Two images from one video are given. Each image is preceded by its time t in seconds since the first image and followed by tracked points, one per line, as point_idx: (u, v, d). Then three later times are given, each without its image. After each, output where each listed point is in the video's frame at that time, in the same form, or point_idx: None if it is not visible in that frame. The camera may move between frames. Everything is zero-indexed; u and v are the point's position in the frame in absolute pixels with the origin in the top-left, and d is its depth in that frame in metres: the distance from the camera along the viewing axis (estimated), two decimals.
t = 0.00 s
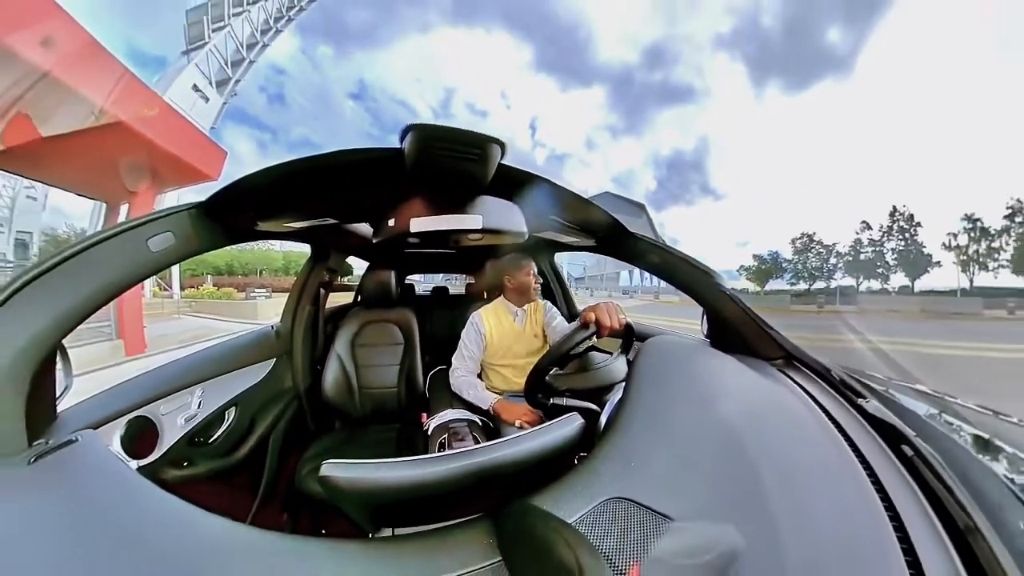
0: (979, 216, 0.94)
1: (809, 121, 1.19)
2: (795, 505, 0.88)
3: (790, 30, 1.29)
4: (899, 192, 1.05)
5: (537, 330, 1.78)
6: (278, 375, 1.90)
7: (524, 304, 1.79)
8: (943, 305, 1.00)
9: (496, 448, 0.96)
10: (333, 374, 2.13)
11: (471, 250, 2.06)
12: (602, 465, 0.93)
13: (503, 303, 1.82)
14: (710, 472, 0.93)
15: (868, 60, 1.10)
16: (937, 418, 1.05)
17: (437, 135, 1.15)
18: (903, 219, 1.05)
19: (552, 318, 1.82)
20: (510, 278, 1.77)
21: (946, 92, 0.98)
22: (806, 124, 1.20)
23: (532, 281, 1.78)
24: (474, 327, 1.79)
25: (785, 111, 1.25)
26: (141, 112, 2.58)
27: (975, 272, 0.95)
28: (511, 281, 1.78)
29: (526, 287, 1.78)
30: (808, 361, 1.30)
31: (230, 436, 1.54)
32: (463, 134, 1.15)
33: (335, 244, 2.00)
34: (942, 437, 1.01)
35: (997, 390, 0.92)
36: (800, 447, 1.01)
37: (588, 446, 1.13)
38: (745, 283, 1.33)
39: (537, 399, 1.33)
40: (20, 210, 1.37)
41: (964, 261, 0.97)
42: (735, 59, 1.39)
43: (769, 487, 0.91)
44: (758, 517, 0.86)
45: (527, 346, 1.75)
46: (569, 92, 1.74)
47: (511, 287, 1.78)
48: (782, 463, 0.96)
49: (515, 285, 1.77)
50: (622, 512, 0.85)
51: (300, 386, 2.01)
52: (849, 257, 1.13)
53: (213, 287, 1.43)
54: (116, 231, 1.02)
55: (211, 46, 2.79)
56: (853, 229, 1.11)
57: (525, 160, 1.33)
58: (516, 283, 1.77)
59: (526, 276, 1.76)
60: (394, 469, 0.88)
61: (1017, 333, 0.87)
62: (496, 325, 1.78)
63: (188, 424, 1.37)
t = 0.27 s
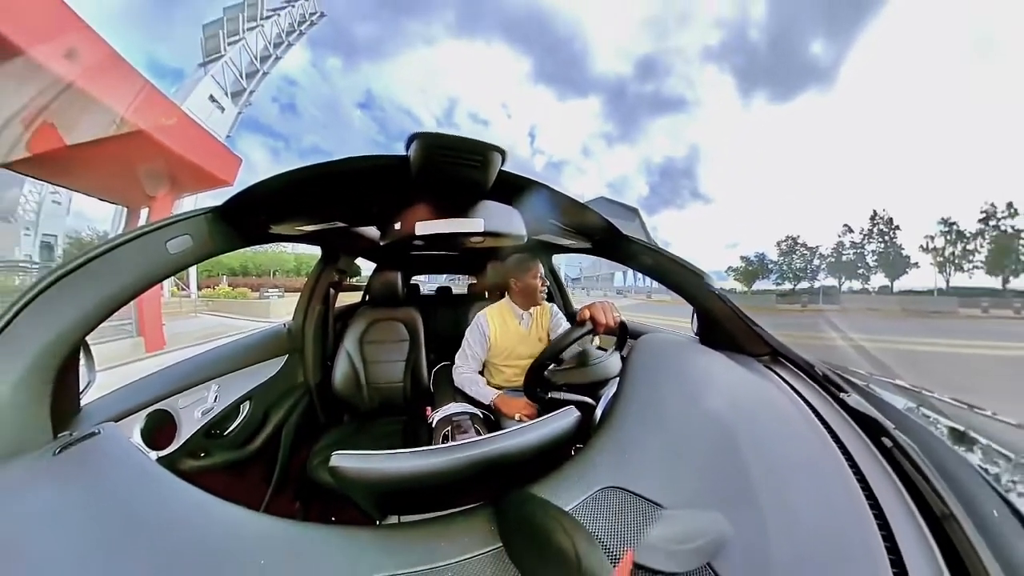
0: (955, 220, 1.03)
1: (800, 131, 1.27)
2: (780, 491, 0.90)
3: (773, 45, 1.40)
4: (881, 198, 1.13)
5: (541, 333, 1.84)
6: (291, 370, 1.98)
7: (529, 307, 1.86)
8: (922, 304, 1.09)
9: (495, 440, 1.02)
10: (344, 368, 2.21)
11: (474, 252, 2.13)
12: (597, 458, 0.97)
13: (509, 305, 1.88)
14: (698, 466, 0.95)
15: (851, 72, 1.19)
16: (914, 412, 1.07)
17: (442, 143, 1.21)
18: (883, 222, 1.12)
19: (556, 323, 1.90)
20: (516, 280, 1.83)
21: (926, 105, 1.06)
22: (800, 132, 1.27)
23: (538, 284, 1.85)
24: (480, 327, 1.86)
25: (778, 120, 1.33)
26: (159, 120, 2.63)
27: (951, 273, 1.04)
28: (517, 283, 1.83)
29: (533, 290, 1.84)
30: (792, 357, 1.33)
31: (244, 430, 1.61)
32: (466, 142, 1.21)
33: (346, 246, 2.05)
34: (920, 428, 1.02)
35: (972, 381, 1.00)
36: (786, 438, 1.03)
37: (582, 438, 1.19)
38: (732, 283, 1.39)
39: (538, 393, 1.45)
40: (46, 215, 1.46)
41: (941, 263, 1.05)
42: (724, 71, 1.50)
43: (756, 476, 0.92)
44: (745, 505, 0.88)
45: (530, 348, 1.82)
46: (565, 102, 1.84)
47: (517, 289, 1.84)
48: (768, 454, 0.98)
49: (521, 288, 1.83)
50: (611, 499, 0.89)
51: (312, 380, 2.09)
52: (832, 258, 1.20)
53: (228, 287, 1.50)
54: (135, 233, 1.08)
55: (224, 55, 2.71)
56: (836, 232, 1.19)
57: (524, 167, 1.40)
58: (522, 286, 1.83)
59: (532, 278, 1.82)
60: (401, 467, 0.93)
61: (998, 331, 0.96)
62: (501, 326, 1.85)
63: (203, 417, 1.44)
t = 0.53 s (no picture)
0: (931, 224, 1.13)
1: (782, 140, 1.35)
2: (764, 476, 0.91)
3: (760, 58, 1.48)
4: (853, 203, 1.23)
5: (539, 334, 1.93)
6: (302, 366, 2.06)
7: (527, 308, 1.94)
8: (900, 302, 1.19)
9: (493, 433, 1.10)
10: (352, 364, 2.34)
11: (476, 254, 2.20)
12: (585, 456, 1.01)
13: (508, 305, 1.97)
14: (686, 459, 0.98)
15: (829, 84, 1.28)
16: (894, 406, 1.12)
17: (448, 150, 1.28)
18: (864, 225, 1.22)
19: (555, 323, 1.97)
20: (512, 282, 1.90)
21: (899, 118, 1.15)
22: (780, 146, 1.36)
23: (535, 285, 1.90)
24: (480, 326, 1.96)
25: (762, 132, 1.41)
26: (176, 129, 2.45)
27: (927, 274, 1.14)
28: (515, 285, 1.91)
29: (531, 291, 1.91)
30: (777, 352, 1.34)
31: (259, 421, 1.70)
32: (471, 151, 1.28)
33: (353, 249, 2.12)
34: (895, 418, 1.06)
35: (951, 378, 1.09)
36: (771, 428, 1.05)
37: (577, 430, 1.25)
38: (720, 284, 1.41)
39: (536, 387, 1.55)
40: (70, 218, 1.53)
41: (919, 264, 1.16)
42: (712, 82, 1.58)
43: (742, 464, 0.94)
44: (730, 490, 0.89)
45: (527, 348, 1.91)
46: (563, 112, 1.92)
47: (514, 290, 1.91)
48: (754, 443, 1.00)
49: (518, 289, 1.90)
50: (602, 489, 0.94)
51: (322, 375, 2.19)
52: (815, 261, 1.30)
53: (243, 287, 1.57)
54: (157, 235, 1.14)
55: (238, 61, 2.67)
56: (819, 235, 1.29)
57: (522, 172, 1.47)
58: (519, 288, 1.90)
59: (528, 280, 1.88)
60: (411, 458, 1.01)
61: (974, 329, 1.05)
62: (500, 326, 1.95)
63: (219, 410, 1.52)
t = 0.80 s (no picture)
0: (909, 228, 1.23)
1: (767, 149, 1.47)
2: (749, 472, 0.93)
3: (747, 70, 1.59)
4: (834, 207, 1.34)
5: (532, 330, 2.02)
6: (313, 361, 2.15)
7: (518, 306, 2.06)
8: (879, 301, 1.28)
9: (494, 424, 1.19)
10: (361, 359, 2.43)
11: (478, 256, 2.28)
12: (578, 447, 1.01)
13: (502, 304, 2.11)
14: (679, 452, 0.99)
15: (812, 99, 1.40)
16: (874, 398, 1.18)
17: (451, 157, 1.36)
18: (845, 229, 1.33)
19: (550, 320, 2.03)
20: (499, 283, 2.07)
21: (887, 124, 1.25)
22: (772, 155, 1.45)
23: (519, 284, 2.03)
24: (477, 324, 2.11)
25: (756, 145, 1.49)
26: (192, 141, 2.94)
27: (905, 275, 1.24)
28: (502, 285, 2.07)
29: (516, 290, 2.04)
30: (763, 349, 1.36)
31: (274, 413, 1.79)
32: (474, 158, 1.36)
33: (359, 252, 2.20)
34: (876, 410, 1.12)
35: (927, 373, 1.16)
36: (758, 426, 1.06)
37: (574, 422, 1.32)
38: (708, 285, 1.43)
39: (536, 382, 1.65)
40: (94, 223, 1.62)
41: (897, 265, 1.25)
42: (702, 94, 1.68)
43: (728, 460, 0.96)
44: (716, 482, 0.91)
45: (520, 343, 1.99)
46: (560, 121, 2.02)
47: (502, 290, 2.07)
48: (741, 439, 1.02)
49: (505, 289, 2.05)
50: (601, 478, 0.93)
51: (333, 370, 2.28)
52: (800, 263, 1.39)
53: (259, 287, 1.65)
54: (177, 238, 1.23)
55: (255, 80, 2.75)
56: (802, 238, 1.38)
57: (521, 178, 1.56)
58: (505, 287, 2.05)
59: (511, 279, 2.03)
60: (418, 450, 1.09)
61: (946, 327, 1.14)
62: (495, 323, 2.08)
63: (236, 404, 1.61)
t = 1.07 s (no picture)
0: (887, 231, 1.29)
1: (756, 156, 1.52)
2: (739, 463, 1.00)
3: (733, 83, 1.68)
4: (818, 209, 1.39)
5: (525, 325, 2.11)
6: (325, 357, 2.26)
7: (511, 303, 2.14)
8: (858, 301, 1.34)
9: (497, 417, 1.28)
10: (370, 355, 2.57)
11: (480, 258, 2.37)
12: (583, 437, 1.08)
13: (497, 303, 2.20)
14: (672, 445, 1.06)
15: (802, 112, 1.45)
16: (853, 394, 1.28)
17: (455, 166, 1.45)
18: (827, 232, 1.37)
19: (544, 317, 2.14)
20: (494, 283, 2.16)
21: (864, 133, 1.32)
22: (759, 162, 1.50)
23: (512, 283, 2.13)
24: (474, 322, 2.20)
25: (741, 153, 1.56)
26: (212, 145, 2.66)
27: (883, 275, 1.29)
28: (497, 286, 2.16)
29: (510, 290, 2.14)
30: (749, 346, 1.50)
31: (287, 406, 1.89)
32: (476, 166, 1.44)
33: (368, 253, 2.29)
34: (856, 405, 1.21)
35: (900, 368, 1.26)
36: (747, 421, 1.14)
37: (570, 416, 1.40)
38: (697, 284, 1.57)
39: (535, 376, 1.74)
40: (117, 226, 1.71)
41: (875, 266, 1.30)
42: (691, 105, 1.76)
43: (718, 451, 1.03)
44: (707, 472, 0.98)
45: (519, 338, 2.08)
46: (557, 130, 2.08)
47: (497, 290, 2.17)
48: (730, 432, 1.09)
49: (500, 288, 2.14)
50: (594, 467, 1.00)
51: (343, 365, 2.39)
52: (783, 263, 1.43)
53: (273, 287, 1.74)
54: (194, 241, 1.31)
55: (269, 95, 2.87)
56: (786, 241, 1.42)
57: (520, 184, 1.64)
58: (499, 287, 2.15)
59: (505, 279, 2.12)
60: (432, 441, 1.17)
61: (919, 326, 1.23)
62: (492, 321, 2.16)
63: (251, 397, 1.70)
